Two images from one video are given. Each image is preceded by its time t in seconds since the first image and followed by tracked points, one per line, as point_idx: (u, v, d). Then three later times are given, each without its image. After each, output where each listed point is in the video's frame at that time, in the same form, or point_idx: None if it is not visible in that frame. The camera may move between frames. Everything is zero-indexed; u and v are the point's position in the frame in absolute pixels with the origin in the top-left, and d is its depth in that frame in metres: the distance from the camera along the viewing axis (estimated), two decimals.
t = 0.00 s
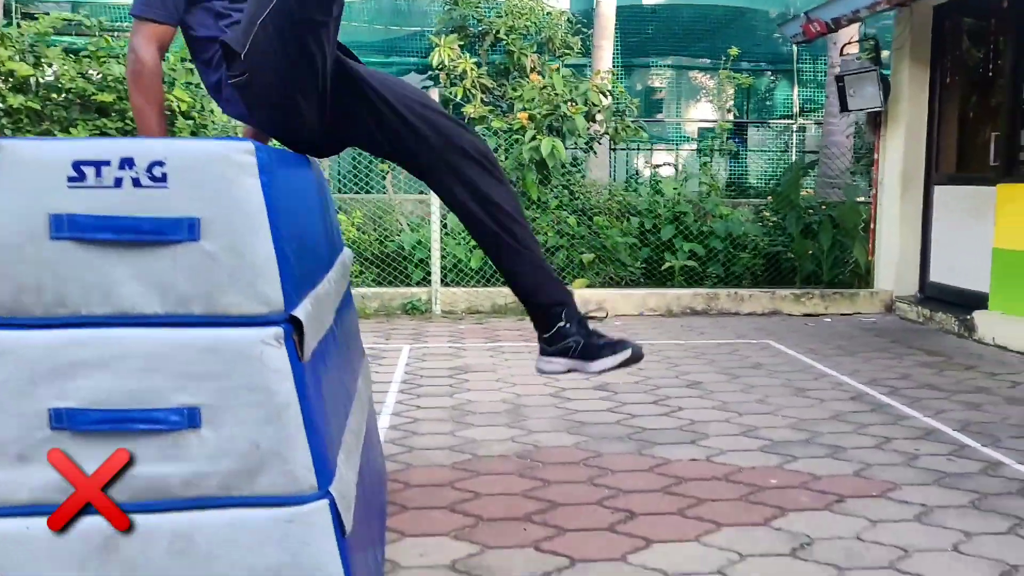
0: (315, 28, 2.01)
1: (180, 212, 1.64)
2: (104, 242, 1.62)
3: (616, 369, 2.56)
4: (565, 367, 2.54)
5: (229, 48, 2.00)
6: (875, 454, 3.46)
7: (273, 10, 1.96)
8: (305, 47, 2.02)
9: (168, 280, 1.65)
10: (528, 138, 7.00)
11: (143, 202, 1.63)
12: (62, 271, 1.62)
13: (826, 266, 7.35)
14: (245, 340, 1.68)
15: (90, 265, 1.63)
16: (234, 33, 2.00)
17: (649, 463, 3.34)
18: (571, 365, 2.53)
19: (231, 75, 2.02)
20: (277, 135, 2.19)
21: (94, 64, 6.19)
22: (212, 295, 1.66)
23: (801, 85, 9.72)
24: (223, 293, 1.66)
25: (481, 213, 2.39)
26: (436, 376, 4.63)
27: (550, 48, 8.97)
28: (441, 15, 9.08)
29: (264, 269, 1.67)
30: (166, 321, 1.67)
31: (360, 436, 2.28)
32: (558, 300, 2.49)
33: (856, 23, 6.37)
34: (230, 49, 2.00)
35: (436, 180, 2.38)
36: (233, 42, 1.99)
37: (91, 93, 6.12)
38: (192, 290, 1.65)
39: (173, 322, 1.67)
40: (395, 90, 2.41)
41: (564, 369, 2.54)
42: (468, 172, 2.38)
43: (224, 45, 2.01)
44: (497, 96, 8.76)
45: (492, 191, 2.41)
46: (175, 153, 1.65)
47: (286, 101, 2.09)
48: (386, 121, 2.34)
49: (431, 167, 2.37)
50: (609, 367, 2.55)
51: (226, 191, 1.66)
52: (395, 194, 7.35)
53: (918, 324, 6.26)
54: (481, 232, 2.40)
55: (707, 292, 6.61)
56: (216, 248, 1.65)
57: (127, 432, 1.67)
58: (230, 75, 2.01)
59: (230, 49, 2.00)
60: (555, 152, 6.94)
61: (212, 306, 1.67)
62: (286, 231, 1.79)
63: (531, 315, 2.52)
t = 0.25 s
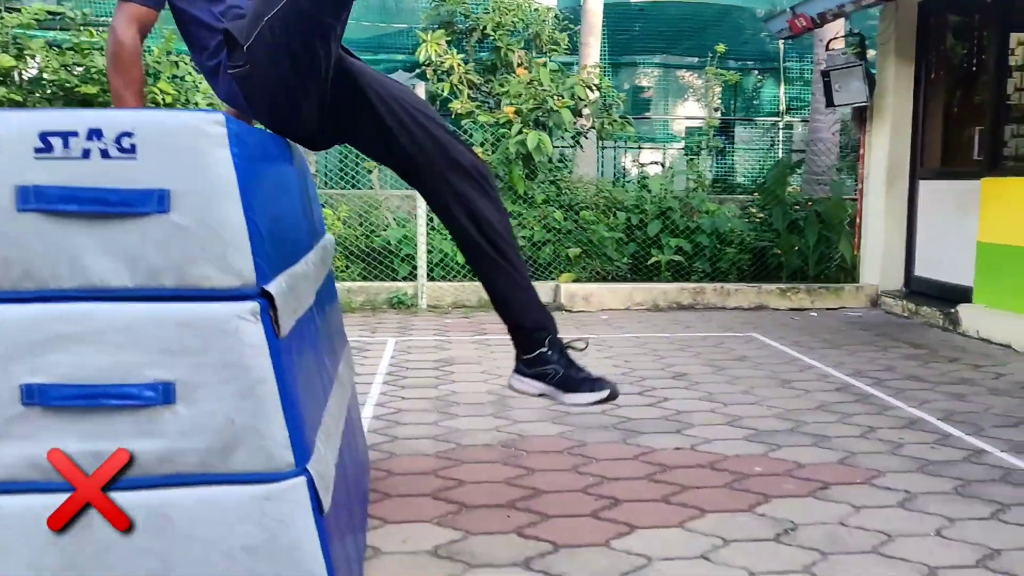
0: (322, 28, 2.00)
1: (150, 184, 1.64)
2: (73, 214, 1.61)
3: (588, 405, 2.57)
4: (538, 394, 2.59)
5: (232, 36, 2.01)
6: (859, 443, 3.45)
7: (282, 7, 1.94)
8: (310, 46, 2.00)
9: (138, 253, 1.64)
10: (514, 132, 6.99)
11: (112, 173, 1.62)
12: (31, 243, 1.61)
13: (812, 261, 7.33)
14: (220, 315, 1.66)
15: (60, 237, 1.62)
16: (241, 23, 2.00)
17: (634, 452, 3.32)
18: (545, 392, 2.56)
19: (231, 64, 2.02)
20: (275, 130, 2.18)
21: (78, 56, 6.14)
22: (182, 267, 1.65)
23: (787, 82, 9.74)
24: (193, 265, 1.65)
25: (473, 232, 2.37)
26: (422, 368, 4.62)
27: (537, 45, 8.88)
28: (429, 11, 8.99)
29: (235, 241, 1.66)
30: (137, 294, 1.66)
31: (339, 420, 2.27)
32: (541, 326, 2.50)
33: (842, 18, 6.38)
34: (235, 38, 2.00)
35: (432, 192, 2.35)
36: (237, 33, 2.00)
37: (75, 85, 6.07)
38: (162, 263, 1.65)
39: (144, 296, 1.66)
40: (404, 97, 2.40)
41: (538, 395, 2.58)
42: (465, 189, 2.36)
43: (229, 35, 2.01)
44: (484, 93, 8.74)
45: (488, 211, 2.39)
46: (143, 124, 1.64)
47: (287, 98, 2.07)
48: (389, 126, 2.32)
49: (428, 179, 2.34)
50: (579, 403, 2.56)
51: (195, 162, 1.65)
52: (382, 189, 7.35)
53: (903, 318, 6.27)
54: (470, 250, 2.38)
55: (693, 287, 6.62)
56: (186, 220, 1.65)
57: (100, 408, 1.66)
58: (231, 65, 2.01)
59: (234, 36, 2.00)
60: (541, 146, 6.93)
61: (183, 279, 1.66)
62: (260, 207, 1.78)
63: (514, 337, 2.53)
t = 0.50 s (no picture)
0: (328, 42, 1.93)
1: (119, 152, 1.63)
2: (42, 182, 1.60)
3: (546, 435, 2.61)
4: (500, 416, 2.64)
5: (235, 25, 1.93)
6: (840, 430, 3.46)
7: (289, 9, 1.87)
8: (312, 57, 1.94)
9: (108, 222, 1.64)
10: (497, 125, 6.98)
11: (80, 142, 1.62)
12: None
13: (794, 256, 7.34)
14: (192, 286, 1.65)
15: (28, 206, 1.61)
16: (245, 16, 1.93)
17: (615, 439, 3.32)
18: (507, 416, 2.62)
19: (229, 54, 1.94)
20: (268, 123, 2.12)
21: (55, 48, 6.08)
22: (152, 236, 1.64)
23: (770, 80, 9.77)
24: (163, 235, 1.64)
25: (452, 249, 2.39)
26: (403, 359, 4.59)
27: (520, 40, 8.89)
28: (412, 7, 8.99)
29: (206, 211, 1.65)
30: (107, 264, 1.65)
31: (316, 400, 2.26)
32: (512, 352, 2.53)
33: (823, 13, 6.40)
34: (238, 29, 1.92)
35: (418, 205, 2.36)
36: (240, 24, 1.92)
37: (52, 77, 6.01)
38: (133, 233, 1.64)
39: (114, 266, 1.65)
40: (401, 110, 2.39)
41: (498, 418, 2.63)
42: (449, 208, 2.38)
43: (231, 23, 1.93)
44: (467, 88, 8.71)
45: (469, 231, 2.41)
46: (112, 92, 1.63)
47: (284, 97, 2.01)
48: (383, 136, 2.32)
49: (415, 193, 2.35)
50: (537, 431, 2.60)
51: (166, 131, 1.64)
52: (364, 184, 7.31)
53: (884, 311, 6.29)
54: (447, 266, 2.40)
55: (676, 281, 6.63)
56: (156, 189, 1.64)
57: (68, 380, 1.64)
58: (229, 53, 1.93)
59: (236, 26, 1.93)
60: (522, 140, 6.92)
61: (153, 249, 1.65)
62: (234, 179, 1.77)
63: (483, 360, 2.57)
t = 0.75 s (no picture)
0: (331, 60, 1.85)
1: (97, 129, 1.60)
2: (18, 159, 1.58)
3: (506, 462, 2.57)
4: (461, 433, 2.60)
5: (238, 21, 1.87)
6: (825, 420, 3.46)
7: (296, 19, 1.77)
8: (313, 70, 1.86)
9: (86, 200, 1.61)
10: (482, 121, 6.97)
11: (57, 118, 1.59)
12: None
13: (779, 252, 7.35)
14: (170, 265, 1.62)
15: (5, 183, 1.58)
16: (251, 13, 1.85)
17: (600, 430, 3.30)
18: (469, 435, 2.58)
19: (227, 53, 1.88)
20: (261, 117, 2.05)
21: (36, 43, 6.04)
22: (131, 215, 1.61)
23: (755, 79, 9.82)
24: (143, 214, 1.62)
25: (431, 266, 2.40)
26: (389, 353, 4.58)
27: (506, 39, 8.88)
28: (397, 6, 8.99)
29: (186, 190, 1.62)
30: (84, 243, 1.62)
31: (298, 388, 2.23)
32: (483, 373, 2.52)
33: (806, 9, 6.42)
34: (240, 26, 1.86)
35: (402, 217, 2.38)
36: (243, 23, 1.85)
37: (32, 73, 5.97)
38: (111, 212, 1.61)
39: (91, 245, 1.63)
40: (399, 124, 2.39)
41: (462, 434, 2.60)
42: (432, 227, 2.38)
43: (235, 19, 1.87)
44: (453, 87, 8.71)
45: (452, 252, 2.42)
46: (90, 68, 1.60)
47: (285, 98, 1.94)
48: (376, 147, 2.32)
49: (401, 207, 2.37)
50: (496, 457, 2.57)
51: (144, 108, 1.61)
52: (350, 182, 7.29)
53: (869, 307, 6.31)
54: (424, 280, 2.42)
55: (661, 277, 6.63)
56: (135, 167, 1.61)
57: (44, 360, 1.61)
58: (227, 49, 1.87)
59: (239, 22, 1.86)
60: (508, 136, 6.90)
61: (131, 228, 1.62)
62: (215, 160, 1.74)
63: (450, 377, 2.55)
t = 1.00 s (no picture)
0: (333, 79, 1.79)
1: (70, 105, 1.56)
2: None
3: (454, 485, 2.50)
4: (414, 449, 2.52)
5: (240, 20, 1.80)
6: (806, 409, 3.46)
7: (302, 36, 1.71)
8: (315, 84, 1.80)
9: (59, 177, 1.57)
10: (464, 116, 6.97)
11: (30, 93, 1.54)
12: None
13: (762, 249, 7.36)
14: (145, 243, 1.58)
15: None
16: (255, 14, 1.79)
17: (581, 419, 3.30)
18: (421, 452, 2.51)
19: (223, 52, 1.82)
20: (254, 116, 2.00)
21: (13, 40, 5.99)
22: (104, 193, 1.58)
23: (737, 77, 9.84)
24: (116, 192, 1.58)
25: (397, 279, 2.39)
26: (371, 348, 4.57)
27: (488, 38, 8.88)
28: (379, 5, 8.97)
29: (161, 169, 1.59)
30: (56, 221, 1.58)
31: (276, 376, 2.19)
32: (443, 394, 2.47)
33: (787, 6, 6.45)
34: (241, 26, 1.79)
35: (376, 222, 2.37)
36: (244, 24, 1.79)
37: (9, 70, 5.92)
38: (84, 190, 1.57)
39: (62, 223, 1.58)
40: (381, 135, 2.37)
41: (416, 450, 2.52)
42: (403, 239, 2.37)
43: (235, 18, 1.81)
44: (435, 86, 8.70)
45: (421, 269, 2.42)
46: (64, 42, 1.56)
47: (283, 103, 1.88)
48: (359, 158, 2.29)
49: (381, 220, 2.36)
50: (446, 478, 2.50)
51: (119, 84, 1.57)
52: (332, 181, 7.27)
53: (851, 301, 6.33)
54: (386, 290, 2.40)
55: (644, 273, 6.63)
56: (109, 144, 1.57)
57: (15, 338, 1.57)
58: (226, 51, 1.81)
59: (241, 21, 1.80)
60: (490, 132, 6.89)
61: (105, 206, 1.58)
62: (191, 140, 1.70)
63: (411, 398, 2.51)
